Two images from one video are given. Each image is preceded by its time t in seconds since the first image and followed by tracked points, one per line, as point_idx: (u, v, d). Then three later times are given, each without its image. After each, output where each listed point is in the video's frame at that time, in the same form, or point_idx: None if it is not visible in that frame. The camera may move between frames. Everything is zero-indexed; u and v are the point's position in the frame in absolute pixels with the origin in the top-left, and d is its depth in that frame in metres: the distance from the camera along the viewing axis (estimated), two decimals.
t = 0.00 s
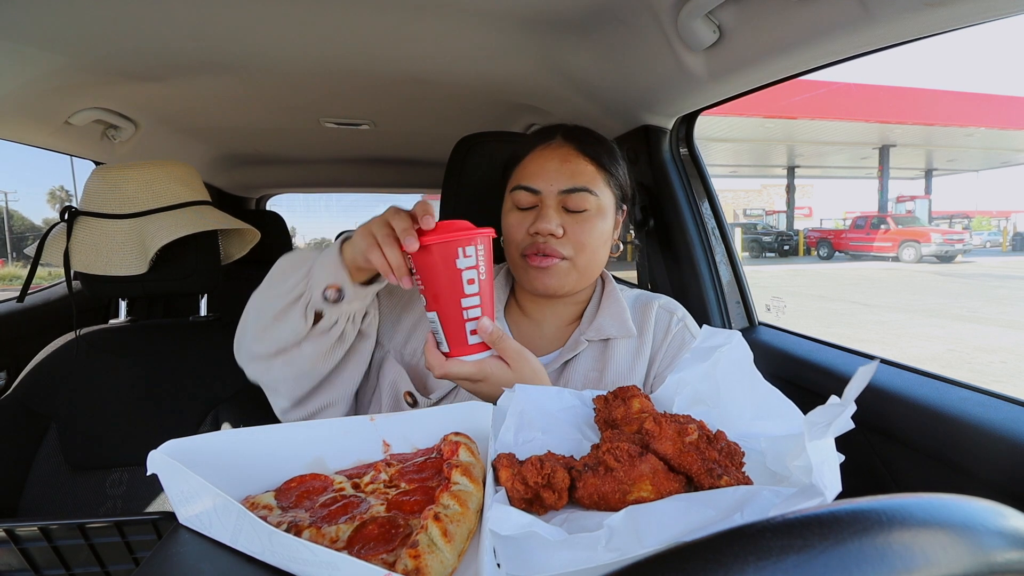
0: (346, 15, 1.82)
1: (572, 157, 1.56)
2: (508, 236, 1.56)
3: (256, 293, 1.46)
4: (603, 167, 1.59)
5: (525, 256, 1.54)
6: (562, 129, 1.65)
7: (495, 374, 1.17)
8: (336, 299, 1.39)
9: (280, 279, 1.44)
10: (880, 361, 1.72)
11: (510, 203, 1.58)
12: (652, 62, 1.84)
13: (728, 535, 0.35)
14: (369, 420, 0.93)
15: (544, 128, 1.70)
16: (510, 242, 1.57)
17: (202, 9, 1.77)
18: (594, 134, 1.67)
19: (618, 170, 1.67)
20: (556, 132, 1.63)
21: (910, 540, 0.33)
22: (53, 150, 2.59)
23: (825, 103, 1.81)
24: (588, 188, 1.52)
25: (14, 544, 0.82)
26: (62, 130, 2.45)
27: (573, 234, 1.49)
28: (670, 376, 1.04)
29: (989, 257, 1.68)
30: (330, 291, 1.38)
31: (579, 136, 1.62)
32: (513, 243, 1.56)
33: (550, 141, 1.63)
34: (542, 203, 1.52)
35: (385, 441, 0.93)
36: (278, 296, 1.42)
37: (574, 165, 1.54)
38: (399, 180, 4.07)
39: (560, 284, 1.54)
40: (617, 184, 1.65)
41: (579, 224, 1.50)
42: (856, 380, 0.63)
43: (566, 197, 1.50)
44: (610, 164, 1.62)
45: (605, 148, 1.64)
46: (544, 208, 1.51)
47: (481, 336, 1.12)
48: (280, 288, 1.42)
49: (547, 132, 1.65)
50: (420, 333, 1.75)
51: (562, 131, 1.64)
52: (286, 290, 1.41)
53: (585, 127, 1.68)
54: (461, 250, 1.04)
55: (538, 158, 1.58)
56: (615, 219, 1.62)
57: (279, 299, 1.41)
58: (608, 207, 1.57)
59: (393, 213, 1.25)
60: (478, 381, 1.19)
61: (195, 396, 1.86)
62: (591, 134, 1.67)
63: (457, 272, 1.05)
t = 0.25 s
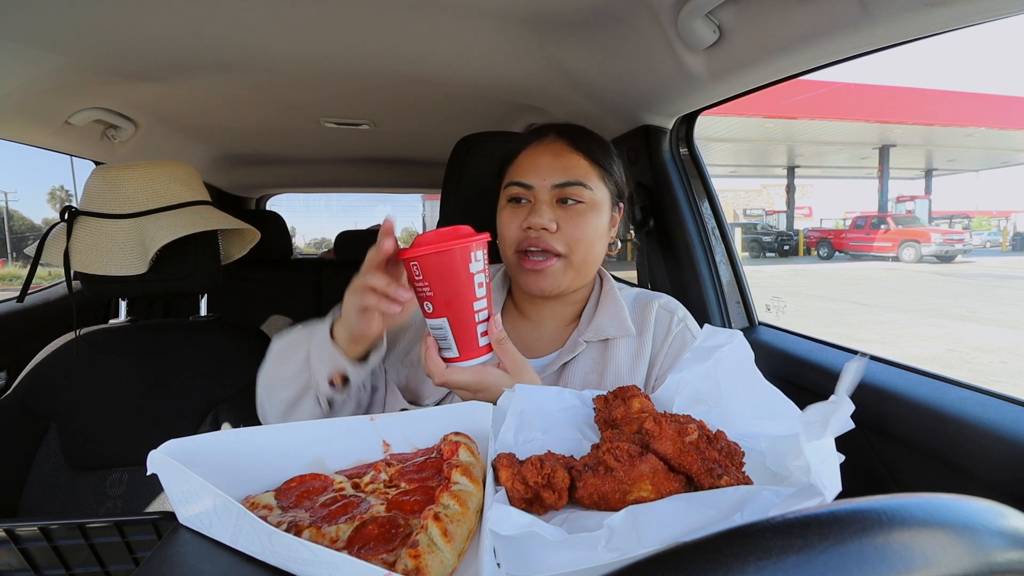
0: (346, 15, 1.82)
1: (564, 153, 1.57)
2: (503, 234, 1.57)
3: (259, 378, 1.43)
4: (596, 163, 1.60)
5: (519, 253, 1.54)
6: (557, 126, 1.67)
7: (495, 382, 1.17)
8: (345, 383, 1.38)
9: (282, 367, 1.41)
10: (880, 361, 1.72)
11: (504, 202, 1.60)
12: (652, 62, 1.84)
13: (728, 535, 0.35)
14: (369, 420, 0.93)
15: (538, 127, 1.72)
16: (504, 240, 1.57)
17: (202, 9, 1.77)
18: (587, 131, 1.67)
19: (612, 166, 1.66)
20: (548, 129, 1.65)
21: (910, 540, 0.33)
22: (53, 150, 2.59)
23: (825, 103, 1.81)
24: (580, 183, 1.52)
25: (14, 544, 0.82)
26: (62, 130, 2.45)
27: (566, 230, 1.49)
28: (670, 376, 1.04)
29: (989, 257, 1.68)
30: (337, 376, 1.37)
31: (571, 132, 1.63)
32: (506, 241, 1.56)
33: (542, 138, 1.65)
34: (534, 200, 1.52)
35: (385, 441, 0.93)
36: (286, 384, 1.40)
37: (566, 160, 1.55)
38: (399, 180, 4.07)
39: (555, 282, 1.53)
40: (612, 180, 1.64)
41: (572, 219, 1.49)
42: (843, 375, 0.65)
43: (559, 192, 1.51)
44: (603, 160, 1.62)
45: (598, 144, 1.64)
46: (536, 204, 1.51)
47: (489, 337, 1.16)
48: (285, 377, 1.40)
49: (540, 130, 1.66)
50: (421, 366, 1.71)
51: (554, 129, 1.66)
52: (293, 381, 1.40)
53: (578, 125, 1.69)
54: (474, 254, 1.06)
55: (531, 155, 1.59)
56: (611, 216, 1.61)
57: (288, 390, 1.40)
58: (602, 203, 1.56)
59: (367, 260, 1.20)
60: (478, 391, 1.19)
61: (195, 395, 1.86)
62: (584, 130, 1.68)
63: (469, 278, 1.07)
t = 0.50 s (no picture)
0: (346, 15, 1.82)
1: (546, 151, 1.57)
2: (489, 235, 1.57)
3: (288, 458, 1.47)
4: (579, 159, 1.60)
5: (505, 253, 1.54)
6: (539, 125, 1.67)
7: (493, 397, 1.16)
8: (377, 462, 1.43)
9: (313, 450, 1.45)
10: (880, 360, 1.72)
11: (490, 203, 1.60)
12: (652, 62, 1.84)
13: (729, 536, 0.35)
14: (369, 420, 0.93)
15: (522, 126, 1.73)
16: (491, 240, 1.58)
17: (202, 9, 1.77)
18: (570, 128, 1.68)
19: (596, 162, 1.66)
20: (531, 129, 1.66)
21: (910, 540, 0.33)
22: (53, 150, 2.59)
23: (825, 103, 1.81)
24: (563, 180, 1.53)
25: (14, 544, 0.82)
26: (62, 130, 2.45)
27: (550, 227, 1.49)
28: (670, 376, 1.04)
29: (989, 257, 1.68)
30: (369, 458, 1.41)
31: (553, 130, 1.63)
32: (493, 241, 1.57)
33: (525, 138, 1.65)
34: (518, 199, 1.53)
35: (385, 441, 0.93)
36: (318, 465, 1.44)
37: (548, 158, 1.55)
38: (399, 180, 4.08)
39: (542, 280, 1.53)
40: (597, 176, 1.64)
41: (556, 216, 1.50)
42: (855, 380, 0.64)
43: (542, 190, 1.51)
44: (587, 156, 1.62)
45: (581, 141, 1.64)
46: (520, 204, 1.52)
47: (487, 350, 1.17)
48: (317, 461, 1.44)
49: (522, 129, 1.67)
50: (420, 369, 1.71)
51: (537, 127, 1.66)
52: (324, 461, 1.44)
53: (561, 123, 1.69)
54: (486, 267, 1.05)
55: (514, 154, 1.60)
56: (597, 212, 1.61)
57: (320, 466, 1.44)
58: (586, 199, 1.56)
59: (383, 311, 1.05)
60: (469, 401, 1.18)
61: (195, 395, 1.86)
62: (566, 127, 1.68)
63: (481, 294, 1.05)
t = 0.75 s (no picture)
0: (346, 15, 1.82)
1: (533, 154, 1.56)
2: (481, 241, 1.58)
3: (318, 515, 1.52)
4: (567, 161, 1.59)
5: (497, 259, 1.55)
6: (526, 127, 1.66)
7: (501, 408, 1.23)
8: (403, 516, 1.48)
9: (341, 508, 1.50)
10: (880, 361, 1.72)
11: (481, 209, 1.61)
12: (652, 62, 1.84)
13: (730, 536, 0.35)
14: (369, 420, 0.93)
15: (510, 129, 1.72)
16: (483, 246, 1.59)
17: (202, 9, 1.77)
18: (557, 129, 1.67)
19: (586, 162, 1.66)
20: (518, 132, 1.65)
21: (910, 540, 0.33)
22: (54, 150, 2.58)
23: (825, 103, 1.81)
24: (551, 183, 1.52)
25: (14, 544, 0.82)
26: (62, 130, 2.45)
27: (541, 231, 1.49)
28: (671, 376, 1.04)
29: (989, 257, 1.67)
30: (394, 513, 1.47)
31: (540, 132, 1.62)
32: (485, 247, 1.57)
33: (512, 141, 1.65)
34: (508, 205, 1.53)
35: (385, 441, 0.93)
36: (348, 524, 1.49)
37: (535, 162, 1.55)
38: (399, 180, 4.08)
39: (535, 284, 1.53)
40: (587, 176, 1.63)
41: (545, 219, 1.49)
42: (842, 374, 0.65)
43: (530, 194, 1.51)
44: (575, 157, 1.62)
45: (569, 142, 1.63)
46: (510, 209, 1.52)
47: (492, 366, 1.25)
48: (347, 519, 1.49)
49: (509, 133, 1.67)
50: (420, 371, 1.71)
51: (524, 130, 1.65)
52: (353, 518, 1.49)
53: (548, 124, 1.69)
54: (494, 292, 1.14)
55: (502, 159, 1.59)
56: (588, 212, 1.60)
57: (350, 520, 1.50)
58: (575, 201, 1.55)
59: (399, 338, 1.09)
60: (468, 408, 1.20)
61: (195, 395, 1.86)
62: (554, 129, 1.67)
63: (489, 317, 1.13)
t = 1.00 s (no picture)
0: (346, 14, 1.82)
1: (531, 157, 1.56)
2: (481, 244, 1.58)
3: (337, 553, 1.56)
4: (565, 163, 1.58)
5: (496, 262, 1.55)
6: (523, 128, 1.65)
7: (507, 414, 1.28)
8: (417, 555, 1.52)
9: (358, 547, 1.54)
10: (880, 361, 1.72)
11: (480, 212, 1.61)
12: (652, 62, 1.84)
13: (729, 536, 0.35)
14: (369, 420, 0.93)
15: (509, 130, 1.72)
16: (483, 249, 1.59)
17: (202, 9, 1.77)
18: (555, 130, 1.66)
19: (584, 163, 1.65)
20: (516, 134, 1.64)
21: (910, 540, 0.33)
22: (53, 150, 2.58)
23: (825, 102, 1.81)
24: (549, 186, 1.52)
25: (14, 544, 0.82)
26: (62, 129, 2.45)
27: (540, 234, 1.49)
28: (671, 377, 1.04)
29: (989, 257, 1.66)
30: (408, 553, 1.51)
31: (538, 134, 1.62)
32: (484, 250, 1.58)
33: (510, 143, 1.64)
34: (506, 208, 1.53)
35: (385, 441, 0.93)
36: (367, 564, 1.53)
37: (533, 164, 1.54)
38: (399, 180, 4.08)
39: (535, 287, 1.54)
40: (585, 177, 1.63)
41: (544, 223, 1.49)
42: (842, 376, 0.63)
43: (529, 197, 1.50)
44: (574, 159, 1.61)
45: (567, 144, 1.62)
46: (508, 213, 1.52)
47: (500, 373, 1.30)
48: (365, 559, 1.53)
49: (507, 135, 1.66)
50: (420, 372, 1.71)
51: (522, 132, 1.64)
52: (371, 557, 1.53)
53: (546, 125, 1.67)
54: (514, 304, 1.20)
55: (500, 161, 1.59)
56: (587, 213, 1.60)
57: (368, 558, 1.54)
58: (574, 203, 1.55)
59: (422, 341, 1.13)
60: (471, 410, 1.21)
61: (195, 395, 1.86)
62: (552, 130, 1.66)
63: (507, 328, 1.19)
